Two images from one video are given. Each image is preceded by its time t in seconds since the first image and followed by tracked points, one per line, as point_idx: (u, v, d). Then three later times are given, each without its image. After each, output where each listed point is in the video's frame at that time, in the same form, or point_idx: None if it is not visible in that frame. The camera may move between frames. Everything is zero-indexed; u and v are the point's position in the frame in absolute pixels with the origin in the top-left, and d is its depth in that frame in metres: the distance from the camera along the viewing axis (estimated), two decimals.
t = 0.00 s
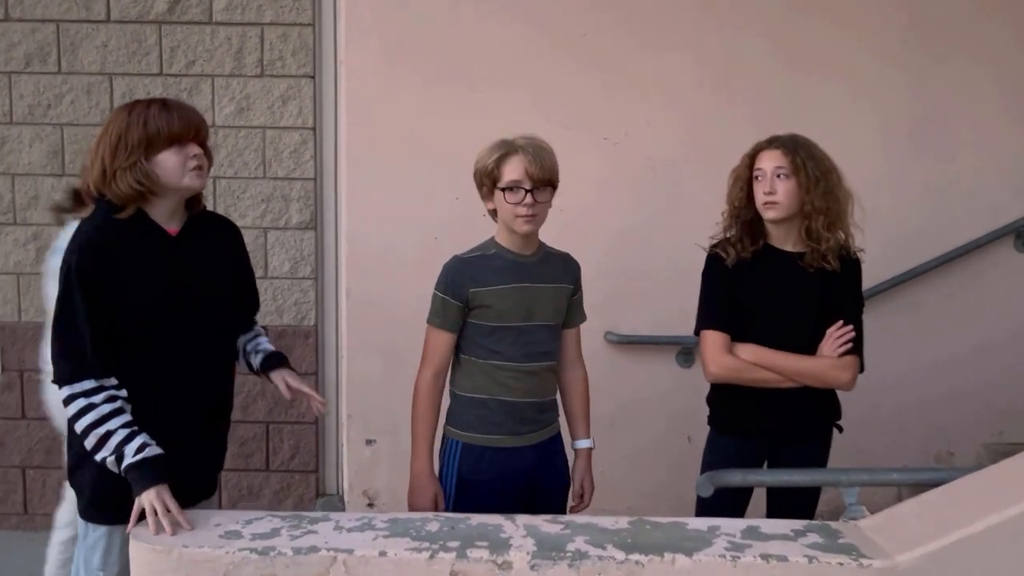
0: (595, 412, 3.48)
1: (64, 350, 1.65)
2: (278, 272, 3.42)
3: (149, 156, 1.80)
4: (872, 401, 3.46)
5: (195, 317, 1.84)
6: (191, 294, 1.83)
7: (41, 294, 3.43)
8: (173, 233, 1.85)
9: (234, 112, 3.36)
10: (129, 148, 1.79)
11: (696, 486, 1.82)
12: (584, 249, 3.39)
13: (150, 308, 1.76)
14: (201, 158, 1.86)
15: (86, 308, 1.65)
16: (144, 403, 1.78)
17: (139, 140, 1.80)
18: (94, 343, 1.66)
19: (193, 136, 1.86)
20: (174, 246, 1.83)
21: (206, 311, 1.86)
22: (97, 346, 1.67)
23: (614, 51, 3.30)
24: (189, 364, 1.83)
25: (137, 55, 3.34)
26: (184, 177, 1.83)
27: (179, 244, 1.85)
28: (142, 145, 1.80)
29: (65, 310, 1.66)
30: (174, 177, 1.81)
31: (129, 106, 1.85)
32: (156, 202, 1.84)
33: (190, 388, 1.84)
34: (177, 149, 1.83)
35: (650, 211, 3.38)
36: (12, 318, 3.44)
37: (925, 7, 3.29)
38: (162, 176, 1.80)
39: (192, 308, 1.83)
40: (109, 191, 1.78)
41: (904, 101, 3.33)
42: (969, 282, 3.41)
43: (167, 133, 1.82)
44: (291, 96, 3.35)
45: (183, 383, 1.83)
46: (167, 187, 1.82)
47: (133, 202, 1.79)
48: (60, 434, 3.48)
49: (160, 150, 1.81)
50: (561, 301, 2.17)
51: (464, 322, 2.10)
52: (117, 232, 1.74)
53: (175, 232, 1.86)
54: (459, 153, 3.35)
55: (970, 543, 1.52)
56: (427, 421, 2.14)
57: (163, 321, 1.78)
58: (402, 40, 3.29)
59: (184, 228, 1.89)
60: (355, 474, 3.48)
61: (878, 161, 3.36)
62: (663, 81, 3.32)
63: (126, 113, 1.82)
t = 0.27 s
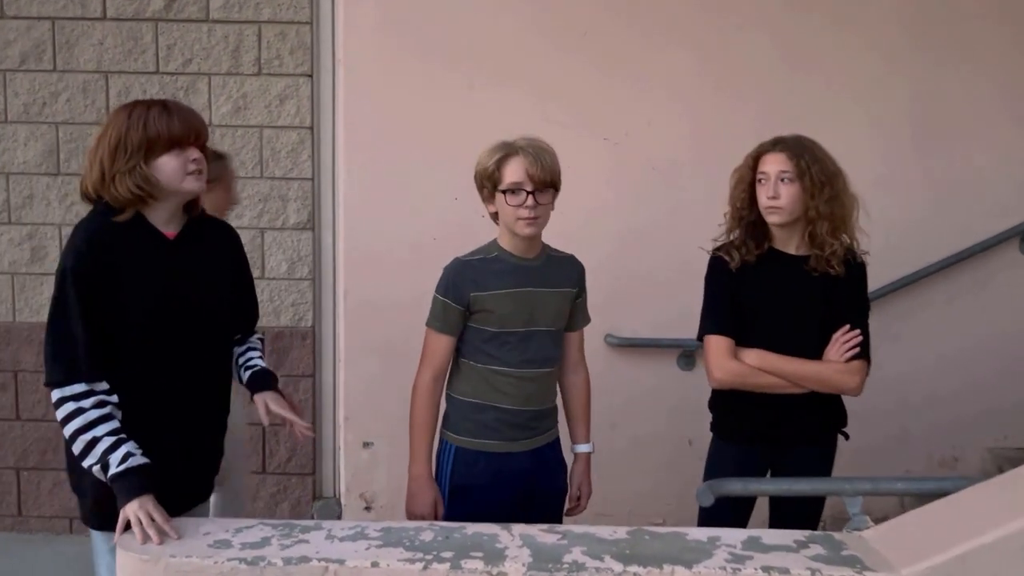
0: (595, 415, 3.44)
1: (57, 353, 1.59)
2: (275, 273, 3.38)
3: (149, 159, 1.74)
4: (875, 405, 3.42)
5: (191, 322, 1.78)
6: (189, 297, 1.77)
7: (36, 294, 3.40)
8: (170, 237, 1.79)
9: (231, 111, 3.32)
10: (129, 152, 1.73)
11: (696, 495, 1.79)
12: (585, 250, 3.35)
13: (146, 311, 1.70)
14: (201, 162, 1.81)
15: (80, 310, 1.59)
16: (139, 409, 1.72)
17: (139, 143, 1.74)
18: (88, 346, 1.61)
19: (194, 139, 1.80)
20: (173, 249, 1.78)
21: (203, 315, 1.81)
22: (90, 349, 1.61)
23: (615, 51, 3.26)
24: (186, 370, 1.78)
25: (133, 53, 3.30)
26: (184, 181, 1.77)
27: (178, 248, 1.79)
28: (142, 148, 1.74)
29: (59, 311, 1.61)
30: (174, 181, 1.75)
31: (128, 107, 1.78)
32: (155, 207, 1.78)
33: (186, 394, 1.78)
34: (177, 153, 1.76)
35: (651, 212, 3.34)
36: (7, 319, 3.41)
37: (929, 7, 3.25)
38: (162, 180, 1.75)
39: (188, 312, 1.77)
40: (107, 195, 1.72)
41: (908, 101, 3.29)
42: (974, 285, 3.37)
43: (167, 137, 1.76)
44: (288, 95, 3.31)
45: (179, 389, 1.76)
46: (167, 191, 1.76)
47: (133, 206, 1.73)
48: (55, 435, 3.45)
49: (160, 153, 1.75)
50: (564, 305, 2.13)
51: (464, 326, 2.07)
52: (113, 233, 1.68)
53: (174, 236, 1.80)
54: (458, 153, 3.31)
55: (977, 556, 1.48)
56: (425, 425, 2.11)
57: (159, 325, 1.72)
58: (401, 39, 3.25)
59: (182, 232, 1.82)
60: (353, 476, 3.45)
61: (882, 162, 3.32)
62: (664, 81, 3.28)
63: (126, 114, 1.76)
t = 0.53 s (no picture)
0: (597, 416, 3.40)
1: (42, 355, 1.56)
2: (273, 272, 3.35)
3: (139, 158, 1.69)
4: (879, 409, 3.38)
5: (182, 322, 1.73)
6: (180, 297, 1.73)
7: (32, 292, 3.37)
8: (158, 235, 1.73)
9: (229, 108, 3.29)
10: (118, 150, 1.68)
11: (698, 502, 1.74)
12: (587, 250, 3.31)
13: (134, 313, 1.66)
14: (191, 162, 1.75)
15: (65, 313, 1.55)
16: (128, 414, 1.68)
17: (130, 140, 1.69)
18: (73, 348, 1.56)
19: (187, 138, 1.75)
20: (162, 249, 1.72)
21: (196, 315, 1.76)
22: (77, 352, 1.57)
23: (618, 48, 3.22)
24: (179, 371, 1.73)
25: (130, 49, 3.27)
26: (173, 182, 1.72)
27: (168, 247, 1.73)
28: (133, 146, 1.69)
29: (44, 312, 1.57)
30: (164, 182, 1.70)
31: (120, 101, 1.72)
32: (145, 204, 1.72)
33: (180, 396, 1.73)
34: (169, 152, 1.71)
35: (653, 212, 3.30)
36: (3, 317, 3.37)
37: (936, 5, 3.20)
38: (152, 178, 1.70)
39: (180, 312, 1.73)
40: (96, 192, 1.67)
41: (915, 100, 3.25)
42: (980, 287, 3.33)
43: (160, 137, 1.71)
44: (287, 92, 3.28)
45: (171, 392, 1.72)
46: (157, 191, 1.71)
47: (121, 204, 1.69)
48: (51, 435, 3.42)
49: (151, 151, 1.70)
50: (564, 304, 2.09)
51: (462, 326, 2.03)
52: (102, 232, 1.64)
53: (164, 235, 1.74)
54: (459, 151, 3.27)
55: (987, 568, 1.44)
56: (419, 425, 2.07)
57: (148, 326, 1.68)
58: (401, 35, 3.21)
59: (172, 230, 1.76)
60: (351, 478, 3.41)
61: (889, 162, 3.27)
62: (667, 79, 3.24)
63: (118, 109, 1.70)
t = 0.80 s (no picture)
0: (596, 418, 3.37)
1: (14, 367, 1.50)
2: (269, 270, 3.31)
3: (113, 150, 1.62)
4: (881, 411, 3.35)
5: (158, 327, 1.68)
6: (156, 301, 1.67)
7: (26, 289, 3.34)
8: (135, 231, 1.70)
9: (226, 104, 3.25)
10: (91, 140, 1.61)
11: (697, 509, 1.71)
12: (586, 250, 3.27)
13: (108, 318, 1.61)
14: (168, 156, 1.69)
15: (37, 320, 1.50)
16: (104, 424, 1.63)
17: (103, 131, 1.62)
18: (46, 357, 1.51)
19: (164, 131, 1.69)
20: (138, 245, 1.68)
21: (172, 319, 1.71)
22: (49, 362, 1.51)
23: (619, 45, 3.18)
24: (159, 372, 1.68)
25: (126, 44, 3.23)
26: (150, 177, 1.66)
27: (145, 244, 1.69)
28: (107, 138, 1.62)
29: (15, 321, 1.51)
30: (140, 176, 1.64)
31: (94, 91, 1.65)
32: (116, 199, 1.67)
33: (159, 402, 1.68)
34: (145, 146, 1.65)
35: (653, 212, 3.26)
36: None
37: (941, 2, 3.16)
38: (126, 173, 1.63)
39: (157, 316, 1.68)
40: (65, 183, 1.61)
41: (919, 99, 3.20)
42: (985, 289, 3.29)
43: (136, 128, 1.64)
44: (285, 88, 3.24)
45: (150, 398, 1.67)
46: (130, 185, 1.65)
47: (92, 197, 1.63)
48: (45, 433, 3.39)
49: (125, 144, 1.63)
50: (556, 301, 2.07)
51: (453, 326, 1.98)
52: (74, 236, 1.58)
53: (139, 231, 1.70)
54: (458, 149, 3.23)
55: None
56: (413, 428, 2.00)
57: (123, 331, 1.62)
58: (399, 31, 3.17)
59: (148, 227, 1.73)
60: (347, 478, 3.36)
61: (892, 162, 3.23)
62: (669, 77, 3.20)
63: (93, 99, 1.63)
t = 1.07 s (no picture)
0: (594, 418, 3.33)
1: None
2: (263, 268, 3.27)
3: (96, 146, 1.59)
4: (882, 413, 3.31)
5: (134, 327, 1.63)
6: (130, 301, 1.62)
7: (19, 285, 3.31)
8: (110, 230, 1.65)
9: (220, 100, 3.22)
10: (74, 134, 1.57)
11: (695, 513, 1.66)
12: (585, 248, 3.24)
13: (85, 320, 1.54)
14: (151, 155, 1.67)
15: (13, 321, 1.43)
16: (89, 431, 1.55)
17: (87, 127, 1.58)
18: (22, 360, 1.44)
19: (148, 130, 1.66)
20: (114, 244, 1.62)
21: (146, 319, 1.66)
22: (27, 367, 1.44)
23: (618, 41, 3.14)
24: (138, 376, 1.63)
25: (119, 38, 3.19)
26: (133, 175, 1.63)
27: (121, 243, 1.64)
28: (90, 133, 1.58)
29: None
30: (123, 174, 1.61)
31: (76, 82, 1.61)
32: (93, 196, 1.62)
33: (138, 405, 1.63)
34: (128, 144, 1.62)
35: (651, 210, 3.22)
36: None
37: None
38: (109, 170, 1.60)
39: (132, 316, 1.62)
40: (41, 178, 1.55)
41: (921, 97, 3.16)
42: (988, 289, 3.25)
43: (121, 124, 1.60)
44: (280, 84, 3.20)
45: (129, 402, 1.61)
46: (112, 182, 1.61)
47: (69, 193, 1.57)
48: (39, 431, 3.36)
49: (108, 141, 1.60)
50: (541, 297, 2.05)
51: (444, 331, 1.91)
52: (48, 234, 1.51)
53: (113, 229, 1.65)
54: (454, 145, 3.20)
55: None
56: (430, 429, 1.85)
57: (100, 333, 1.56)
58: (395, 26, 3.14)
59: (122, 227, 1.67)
60: (341, 478, 3.32)
61: (894, 161, 3.19)
62: (668, 74, 3.16)
63: (76, 93, 1.59)
